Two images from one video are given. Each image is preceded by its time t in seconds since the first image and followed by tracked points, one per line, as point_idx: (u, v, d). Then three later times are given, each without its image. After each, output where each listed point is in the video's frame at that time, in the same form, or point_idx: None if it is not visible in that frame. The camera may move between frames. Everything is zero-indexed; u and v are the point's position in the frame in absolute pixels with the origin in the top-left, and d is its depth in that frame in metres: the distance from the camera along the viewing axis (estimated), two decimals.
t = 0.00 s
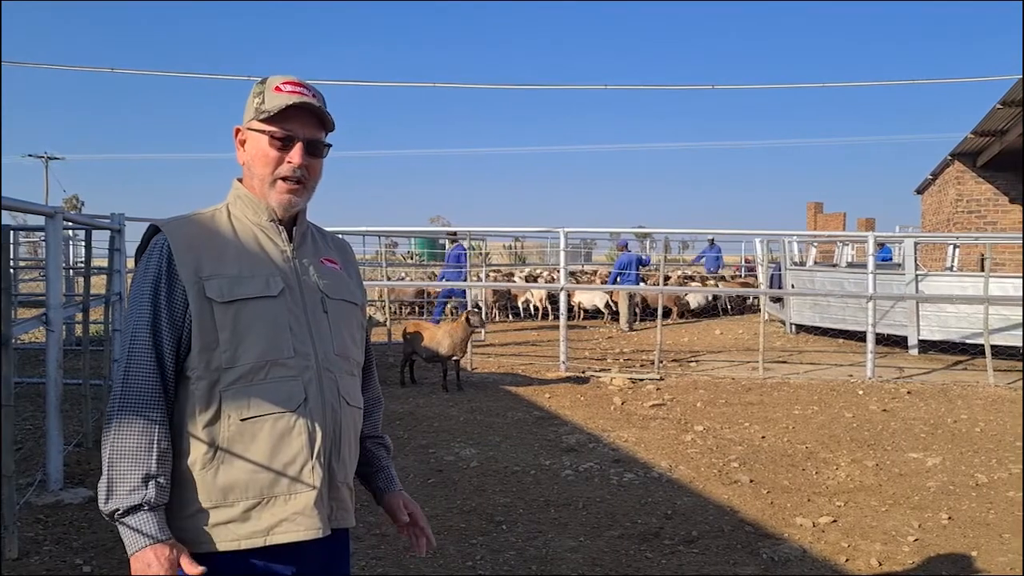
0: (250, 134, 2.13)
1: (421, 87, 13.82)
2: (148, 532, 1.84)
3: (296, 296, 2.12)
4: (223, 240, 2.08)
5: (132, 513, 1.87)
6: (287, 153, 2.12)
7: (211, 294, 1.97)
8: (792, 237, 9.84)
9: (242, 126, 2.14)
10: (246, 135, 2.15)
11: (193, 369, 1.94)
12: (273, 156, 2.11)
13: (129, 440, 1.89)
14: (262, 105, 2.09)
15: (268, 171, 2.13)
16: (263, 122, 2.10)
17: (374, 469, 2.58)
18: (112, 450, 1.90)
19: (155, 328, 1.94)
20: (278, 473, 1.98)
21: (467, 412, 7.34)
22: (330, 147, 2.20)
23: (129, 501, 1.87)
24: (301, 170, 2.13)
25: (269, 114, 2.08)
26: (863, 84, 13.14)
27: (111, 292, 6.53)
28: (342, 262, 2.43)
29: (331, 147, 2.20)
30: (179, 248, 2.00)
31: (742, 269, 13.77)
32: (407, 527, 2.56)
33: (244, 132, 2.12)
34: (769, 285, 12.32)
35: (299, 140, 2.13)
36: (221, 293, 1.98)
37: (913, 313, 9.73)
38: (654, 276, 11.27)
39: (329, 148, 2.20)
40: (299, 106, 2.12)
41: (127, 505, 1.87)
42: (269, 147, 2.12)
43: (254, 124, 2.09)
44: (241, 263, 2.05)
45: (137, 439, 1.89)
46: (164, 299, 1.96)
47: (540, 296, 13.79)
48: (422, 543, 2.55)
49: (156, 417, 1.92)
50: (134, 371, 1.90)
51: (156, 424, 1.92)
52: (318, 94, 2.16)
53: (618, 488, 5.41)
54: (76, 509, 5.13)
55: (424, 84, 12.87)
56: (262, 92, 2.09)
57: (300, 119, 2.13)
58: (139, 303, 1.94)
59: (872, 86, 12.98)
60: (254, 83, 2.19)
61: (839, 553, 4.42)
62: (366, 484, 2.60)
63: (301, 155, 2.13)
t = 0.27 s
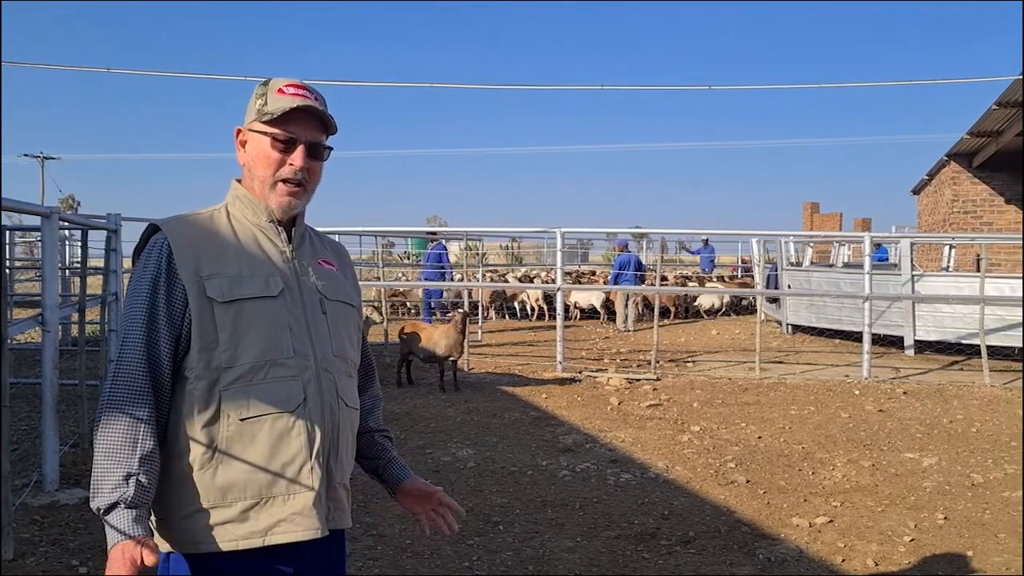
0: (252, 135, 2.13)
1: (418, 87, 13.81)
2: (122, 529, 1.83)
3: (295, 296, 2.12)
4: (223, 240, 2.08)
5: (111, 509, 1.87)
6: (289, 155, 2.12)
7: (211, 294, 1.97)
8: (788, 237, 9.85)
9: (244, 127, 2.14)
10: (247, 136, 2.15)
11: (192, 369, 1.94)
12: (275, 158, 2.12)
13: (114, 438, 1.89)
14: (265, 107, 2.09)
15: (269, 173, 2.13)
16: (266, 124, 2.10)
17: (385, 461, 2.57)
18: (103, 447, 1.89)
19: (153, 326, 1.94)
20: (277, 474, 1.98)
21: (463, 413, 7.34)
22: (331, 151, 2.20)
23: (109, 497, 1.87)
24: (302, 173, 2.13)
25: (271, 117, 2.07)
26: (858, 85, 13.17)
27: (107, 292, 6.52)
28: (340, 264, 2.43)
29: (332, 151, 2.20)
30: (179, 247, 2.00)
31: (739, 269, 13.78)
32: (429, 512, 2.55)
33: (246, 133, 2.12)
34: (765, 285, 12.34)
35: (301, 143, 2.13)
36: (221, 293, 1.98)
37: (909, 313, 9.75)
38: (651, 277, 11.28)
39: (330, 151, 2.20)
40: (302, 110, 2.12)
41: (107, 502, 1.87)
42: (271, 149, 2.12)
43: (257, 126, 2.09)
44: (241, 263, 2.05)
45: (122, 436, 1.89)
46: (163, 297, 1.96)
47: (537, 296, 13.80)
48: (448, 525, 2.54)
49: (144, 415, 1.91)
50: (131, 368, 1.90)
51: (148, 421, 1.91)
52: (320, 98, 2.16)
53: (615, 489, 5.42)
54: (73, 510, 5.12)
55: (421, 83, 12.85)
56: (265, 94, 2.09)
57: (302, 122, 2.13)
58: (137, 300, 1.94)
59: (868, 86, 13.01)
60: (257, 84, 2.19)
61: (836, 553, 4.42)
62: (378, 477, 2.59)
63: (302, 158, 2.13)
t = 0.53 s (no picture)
0: (249, 137, 2.13)
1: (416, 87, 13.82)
2: (121, 531, 1.83)
3: (292, 298, 2.11)
4: (219, 241, 2.07)
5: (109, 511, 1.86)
6: (286, 158, 2.12)
7: (209, 294, 1.97)
8: (785, 237, 9.87)
9: (241, 129, 2.14)
10: (244, 138, 2.15)
11: (190, 369, 1.94)
12: (272, 160, 2.12)
13: (112, 440, 1.89)
14: (261, 108, 2.08)
15: (268, 175, 2.13)
16: (263, 126, 2.10)
17: (371, 467, 2.58)
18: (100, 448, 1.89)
19: (150, 326, 1.93)
20: (273, 475, 1.98)
21: (460, 413, 7.34)
22: (329, 152, 2.20)
23: (106, 500, 1.86)
24: (299, 175, 2.13)
25: (268, 119, 2.07)
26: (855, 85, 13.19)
27: (103, 293, 6.51)
28: (336, 265, 2.42)
29: (330, 152, 2.20)
30: (176, 248, 2.00)
31: (735, 269, 13.81)
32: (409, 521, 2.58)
33: (243, 135, 2.12)
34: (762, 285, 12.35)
35: (298, 145, 2.13)
36: (218, 294, 1.98)
37: (905, 313, 9.77)
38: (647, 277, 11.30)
39: (328, 152, 2.20)
40: (299, 111, 2.11)
41: (105, 504, 1.86)
42: (268, 151, 2.12)
43: (254, 128, 2.09)
44: (238, 264, 2.05)
45: (121, 437, 1.89)
46: (160, 297, 1.96)
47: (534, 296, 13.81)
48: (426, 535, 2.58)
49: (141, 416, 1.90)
50: (128, 369, 1.90)
51: (145, 422, 1.91)
52: (317, 99, 2.15)
53: (611, 489, 5.42)
54: (69, 511, 5.12)
55: (418, 83, 12.84)
56: (261, 95, 2.08)
57: (299, 124, 2.12)
58: (134, 300, 1.93)
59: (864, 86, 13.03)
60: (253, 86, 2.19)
61: (832, 553, 4.43)
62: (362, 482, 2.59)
63: (300, 159, 2.13)
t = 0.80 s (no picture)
0: (242, 138, 2.13)
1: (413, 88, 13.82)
2: (111, 533, 1.83)
3: (286, 298, 2.11)
4: (213, 242, 2.07)
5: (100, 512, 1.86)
6: (279, 159, 2.12)
7: (202, 296, 1.97)
8: (781, 237, 9.87)
9: (233, 130, 2.13)
10: (237, 139, 2.14)
11: (183, 371, 1.94)
12: (265, 161, 2.11)
13: (104, 442, 1.88)
14: (254, 109, 2.08)
15: (260, 176, 2.12)
16: (255, 127, 2.09)
17: (366, 467, 2.58)
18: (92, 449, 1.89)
19: (142, 328, 1.93)
20: (267, 476, 1.97)
21: (457, 413, 7.34)
22: (322, 153, 2.20)
23: (97, 502, 1.86)
24: (292, 176, 2.13)
25: (260, 120, 2.07)
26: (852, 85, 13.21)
27: (100, 293, 6.51)
28: (331, 265, 2.42)
29: (323, 153, 2.20)
30: (169, 249, 2.00)
31: (733, 269, 13.83)
32: (404, 520, 2.57)
33: (236, 136, 2.11)
34: (758, 285, 12.37)
35: (291, 146, 2.12)
36: (211, 295, 1.98)
37: (902, 313, 9.78)
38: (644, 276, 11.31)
39: (321, 153, 2.20)
40: (291, 112, 2.11)
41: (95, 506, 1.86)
42: (261, 152, 2.11)
43: (246, 129, 2.09)
44: (232, 265, 2.05)
45: (113, 439, 1.88)
46: (152, 299, 1.95)
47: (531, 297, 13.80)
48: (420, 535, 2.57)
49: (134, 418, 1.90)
50: (121, 371, 1.90)
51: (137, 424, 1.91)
52: (309, 99, 2.15)
53: (608, 489, 5.42)
54: (65, 511, 5.11)
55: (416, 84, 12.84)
56: (253, 96, 2.08)
57: (292, 125, 2.12)
58: (127, 302, 1.93)
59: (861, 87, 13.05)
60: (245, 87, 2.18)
61: (828, 553, 4.43)
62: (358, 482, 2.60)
63: (293, 161, 2.13)
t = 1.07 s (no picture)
0: (236, 135, 2.12)
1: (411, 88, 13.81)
2: (98, 521, 1.81)
3: (279, 297, 2.11)
4: (206, 242, 2.07)
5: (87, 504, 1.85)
6: (275, 159, 2.12)
7: (194, 295, 1.97)
8: (778, 237, 9.88)
9: (228, 128, 2.13)
10: (231, 136, 2.14)
11: (177, 371, 1.94)
12: (261, 161, 2.11)
13: (94, 435, 1.88)
14: (249, 108, 2.08)
15: (254, 176, 2.12)
16: (251, 126, 2.09)
17: (381, 452, 2.57)
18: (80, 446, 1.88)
19: (134, 328, 1.93)
20: (263, 474, 1.97)
21: (454, 412, 7.34)
22: (317, 153, 2.20)
23: (83, 492, 1.84)
24: (287, 177, 2.13)
25: (256, 119, 2.07)
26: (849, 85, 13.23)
27: (96, 292, 6.50)
28: (325, 262, 2.42)
29: (318, 154, 2.20)
30: (161, 249, 2.00)
31: (729, 269, 13.84)
32: (427, 501, 2.54)
33: (230, 134, 2.11)
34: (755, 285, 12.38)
35: (286, 147, 2.12)
36: (204, 294, 1.98)
37: (898, 312, 9.80)
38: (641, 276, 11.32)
39: (316, 154, 2.20)
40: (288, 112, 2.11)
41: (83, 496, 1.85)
42: (256, 152, 2.11)
43: (241, 128, 2.09)
44: (225, 264, 2.05)
45: (102, 433, 1.88)
46: (144, 298, 1.95)
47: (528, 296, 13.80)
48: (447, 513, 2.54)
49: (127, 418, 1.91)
50: (113, 372, 1.90)
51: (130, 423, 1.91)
52: (305, 99, 2.15)
53: (605, 488, 5.42)
54: (62, 511, 5.10)
55: (413, 83, 12.85)
56: (249, 95, 2.08)
57: (288, 125, 2.12)
58: (119, 304, 1.93)
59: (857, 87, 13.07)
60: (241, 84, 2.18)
61: (824, 552, 4.44)
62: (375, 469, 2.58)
63: (288, 162, 2.12)
